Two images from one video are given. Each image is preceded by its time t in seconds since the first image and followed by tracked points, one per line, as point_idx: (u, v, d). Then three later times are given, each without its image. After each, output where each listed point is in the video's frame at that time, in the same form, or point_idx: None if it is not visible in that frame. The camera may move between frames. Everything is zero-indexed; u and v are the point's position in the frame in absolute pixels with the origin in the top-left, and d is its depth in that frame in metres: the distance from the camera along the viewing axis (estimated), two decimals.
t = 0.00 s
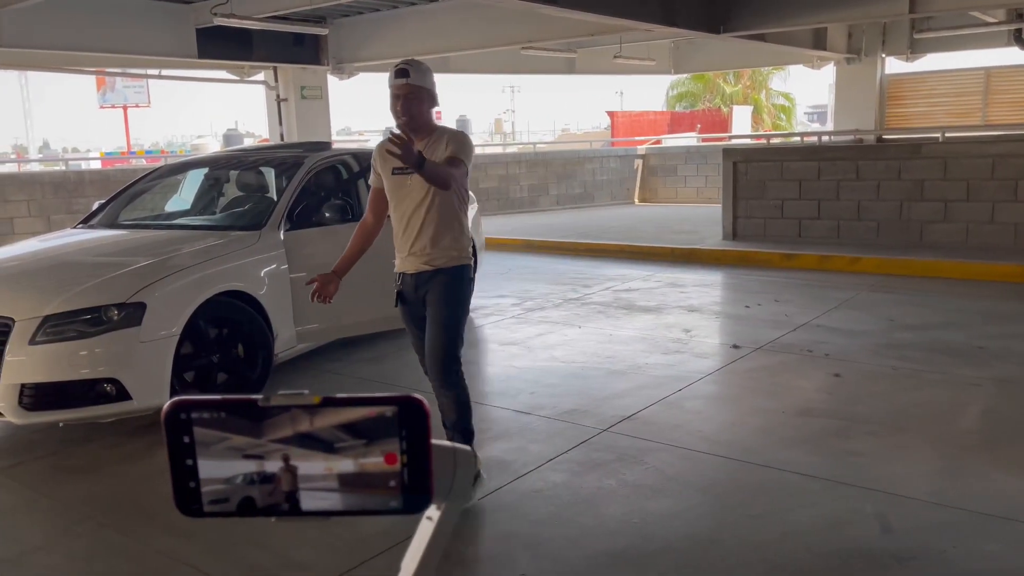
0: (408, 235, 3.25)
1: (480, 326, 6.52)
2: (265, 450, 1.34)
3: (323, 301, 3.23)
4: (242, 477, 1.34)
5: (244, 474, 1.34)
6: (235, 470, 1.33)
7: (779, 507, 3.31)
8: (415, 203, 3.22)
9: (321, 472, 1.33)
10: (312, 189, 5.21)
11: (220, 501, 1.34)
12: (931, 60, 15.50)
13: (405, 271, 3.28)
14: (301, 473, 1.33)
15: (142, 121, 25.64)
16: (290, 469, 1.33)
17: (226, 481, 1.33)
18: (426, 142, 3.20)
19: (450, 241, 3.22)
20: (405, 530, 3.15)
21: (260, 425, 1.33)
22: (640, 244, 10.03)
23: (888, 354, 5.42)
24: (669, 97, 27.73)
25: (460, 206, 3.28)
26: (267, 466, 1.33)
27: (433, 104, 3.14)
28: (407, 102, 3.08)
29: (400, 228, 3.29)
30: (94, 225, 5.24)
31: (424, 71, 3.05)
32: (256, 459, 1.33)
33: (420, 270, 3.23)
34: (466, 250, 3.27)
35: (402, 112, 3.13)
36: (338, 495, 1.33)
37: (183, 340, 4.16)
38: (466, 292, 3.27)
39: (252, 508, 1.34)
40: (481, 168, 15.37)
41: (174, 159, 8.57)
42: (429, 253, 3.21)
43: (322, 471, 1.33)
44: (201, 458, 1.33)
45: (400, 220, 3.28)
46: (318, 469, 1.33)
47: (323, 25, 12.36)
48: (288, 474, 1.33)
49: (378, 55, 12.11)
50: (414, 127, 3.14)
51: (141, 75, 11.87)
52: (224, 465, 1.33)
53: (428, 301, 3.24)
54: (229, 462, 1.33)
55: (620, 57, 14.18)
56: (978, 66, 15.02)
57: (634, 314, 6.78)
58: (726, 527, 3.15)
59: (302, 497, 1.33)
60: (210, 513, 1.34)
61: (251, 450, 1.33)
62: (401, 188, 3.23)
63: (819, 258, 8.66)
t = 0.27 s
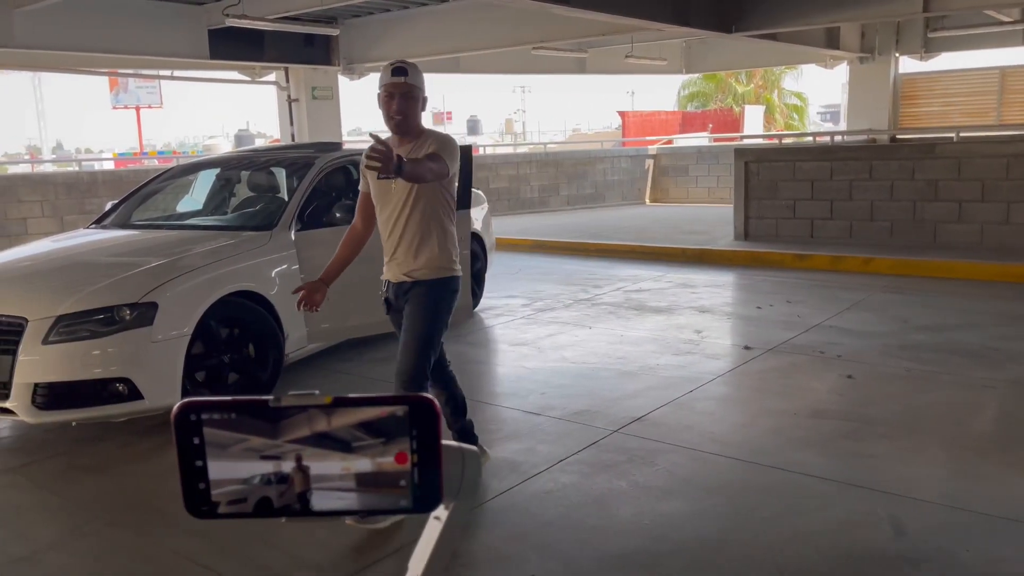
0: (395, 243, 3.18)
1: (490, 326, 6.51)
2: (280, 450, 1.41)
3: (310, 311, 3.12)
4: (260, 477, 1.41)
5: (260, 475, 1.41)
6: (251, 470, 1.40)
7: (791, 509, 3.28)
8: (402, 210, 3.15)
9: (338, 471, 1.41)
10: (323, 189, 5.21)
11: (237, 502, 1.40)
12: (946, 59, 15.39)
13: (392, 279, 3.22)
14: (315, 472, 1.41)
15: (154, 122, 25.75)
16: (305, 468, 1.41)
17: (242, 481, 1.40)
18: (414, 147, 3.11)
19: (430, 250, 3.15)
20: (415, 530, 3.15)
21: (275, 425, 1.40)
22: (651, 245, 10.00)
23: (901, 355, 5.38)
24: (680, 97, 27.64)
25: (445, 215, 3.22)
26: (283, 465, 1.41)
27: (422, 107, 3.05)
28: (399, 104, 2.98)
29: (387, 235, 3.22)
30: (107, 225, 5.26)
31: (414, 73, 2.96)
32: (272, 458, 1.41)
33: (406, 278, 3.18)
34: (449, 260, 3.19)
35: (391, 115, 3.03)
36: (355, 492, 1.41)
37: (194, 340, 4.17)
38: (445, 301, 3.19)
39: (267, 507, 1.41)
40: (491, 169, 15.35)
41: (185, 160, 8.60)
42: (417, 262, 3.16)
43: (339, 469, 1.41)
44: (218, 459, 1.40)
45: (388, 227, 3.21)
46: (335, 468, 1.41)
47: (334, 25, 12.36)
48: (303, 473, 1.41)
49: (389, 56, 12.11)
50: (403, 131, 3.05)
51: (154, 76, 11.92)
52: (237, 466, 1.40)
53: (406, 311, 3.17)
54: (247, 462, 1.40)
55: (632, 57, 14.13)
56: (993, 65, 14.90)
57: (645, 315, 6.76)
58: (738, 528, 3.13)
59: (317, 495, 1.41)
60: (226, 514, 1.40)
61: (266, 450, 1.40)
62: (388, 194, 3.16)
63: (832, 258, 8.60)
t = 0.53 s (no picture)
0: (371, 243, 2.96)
1: (506, 327, 6.51)
2: (301, 448, 1.41)
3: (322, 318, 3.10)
4: (283, 475, 1.42)
5: (283, 472, 1.42)
6: (274, 467, 1.41)
7: (809, 512, 3.25)
8: (379, 207, 2.94)
9: (359, 468, 1.42)
10: (341, 190, 5.22)
11: (259, 499, 1.42)
12: (968, 59, 15.25)
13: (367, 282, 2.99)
14: (336, 470, 1.41)
15: (174, 122, 25.96)
16: (327, 465, 1.41)
17: (264, 478, 1.41)
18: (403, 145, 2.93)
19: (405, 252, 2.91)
20: (431, 530, 3.15)
21: (296, 423, 1.40)
22: (668, 246, 9.96)
23: (921, 358, 5.32)
24: (699, 97, 27.53)
25: (428, 219, 2.98)
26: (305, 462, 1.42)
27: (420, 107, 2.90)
28: (400, 100, 2.87)
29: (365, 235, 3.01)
30: (127, 224, 5.31)
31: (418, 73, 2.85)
32: (294, 456, 1.41)
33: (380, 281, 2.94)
34: (426, 265, 2.94)
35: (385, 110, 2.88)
36: (376, 489, 1.43)
37: (213, 338, 4.20)
38: (423, 304, 2.94)
39: (290, 504, 1.43)
40: (508, 169, 15.36)
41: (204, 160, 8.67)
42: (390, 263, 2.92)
43: (361, 466, 1.42)
44: (239, 457, 1.40)
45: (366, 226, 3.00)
46: (356, 465, 1.41)
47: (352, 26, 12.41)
48: (325, 471, 1.41)
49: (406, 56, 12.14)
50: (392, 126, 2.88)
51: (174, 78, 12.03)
52: (257, 463, 1.41)
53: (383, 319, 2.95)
54: (269, 460, 1.41)
55: (650, 57, 14.09)
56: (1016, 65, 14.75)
57: (662, 316, 6.73)
58: (755, 531, 3.11)
59: (338, 492, 1.42)
60: (247, 511, 1.42)
61: (289, 448, 1.41)
62: (368, 190, 2.96)
63: (851, 260, 8.53)
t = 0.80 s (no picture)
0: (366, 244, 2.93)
1: (527, 328, 6.50)
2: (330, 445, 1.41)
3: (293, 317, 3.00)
4: (312, 472, 1.42)
5: (312, 469, 1.42)
6: (303, 464, 1.41)
7: (832, 517, 3.22)
8: (375, 208, 2.90)
9: (388, 466, 1.42)
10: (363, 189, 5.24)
11: (289, 495, 1.42)
12: (998, 59, 15.03)
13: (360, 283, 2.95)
14: (364, 468, 1.41)
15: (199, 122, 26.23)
16: (355, 463, 1.41)
17: (293, 475, 1.42)
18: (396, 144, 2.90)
19: (400, 254, 2.88)
20: (451, 529, 3.15)
21: (325, 420, 1.40)
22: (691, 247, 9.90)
23: (949, 362, 5.24)
24: (723, 97, 27.36)
25: (425, 221, 2.95)
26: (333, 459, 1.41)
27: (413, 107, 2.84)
28: (390, 102, 2.73)
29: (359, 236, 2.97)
30: (152, 223, 5.35)
31: (410, 76, 2.76)
32: (322, 454, 1.41)
33: (375, 284, 2.90)
34: (422, 267, 2.92)
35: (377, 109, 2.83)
36: (404, 487, 1.43)
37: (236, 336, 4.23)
38: (418, 307, 2.89)
39: (317, 501, 1.42)
40: (530, 169, 15.36)
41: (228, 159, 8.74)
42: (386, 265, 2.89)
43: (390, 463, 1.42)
44: (266, 454, 1.41)
45: (360, 227, 2.96)
46: (385, 463, 1.42)
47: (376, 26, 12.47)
48: (353, 468, 1.41)
49: (429, 56, 12.18)
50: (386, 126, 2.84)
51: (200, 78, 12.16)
52: (284, 460, 1.41)
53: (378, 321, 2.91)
54: (297, 458, 1.41)
55: (674, 58, 14.04)
56: None
57: (684, 318, 6.69)
58: (778, 534, 3.08)
59: (366, 490, 1.42)
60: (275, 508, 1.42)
61: (318, 445, 1.41)
62: (362, 191, 2.92)
63: (876, 262, 8.43)
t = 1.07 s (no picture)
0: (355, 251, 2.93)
1: (553, 328, 6.48)
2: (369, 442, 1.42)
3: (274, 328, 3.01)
4: (349, 468, 1.43)
5: (349, 465, 1.42)
6: (342, 460, 1.42)
7: (862, 523, 3.17)
8: (363, 215, 2.90)
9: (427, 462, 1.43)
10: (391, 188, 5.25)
11: (328, 491, 1.43)
12: None
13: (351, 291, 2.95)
14: (403, 464, 1.42)
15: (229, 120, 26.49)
16: (393, 459, 1.42)
17: (332, 471, 1.43)
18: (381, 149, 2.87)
19: (390, 260, 2.88)
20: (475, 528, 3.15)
21: (363, 417, 1.41)
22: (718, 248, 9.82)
23: (983, 368, 5.14)
24: (752, 97, 27.13)
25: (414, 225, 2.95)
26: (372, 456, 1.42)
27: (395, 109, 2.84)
28: (373, 105, 2.78)
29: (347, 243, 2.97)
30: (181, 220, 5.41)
31: (393, 75, 2.78)
32: (361, 450, 1.42)
33: (367, 292, 2.90)
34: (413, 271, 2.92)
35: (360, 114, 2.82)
36: (442, 483, 1.44)
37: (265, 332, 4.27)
38: (416, 309, 2.90)
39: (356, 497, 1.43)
40: (557, 169, 15.32)
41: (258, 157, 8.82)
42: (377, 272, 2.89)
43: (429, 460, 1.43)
44: (302, 450, 1.42)
45: (348, 234, 2.96)
46: (424, 459, 1.42)
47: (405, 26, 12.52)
48: (391, 465, 1.42)
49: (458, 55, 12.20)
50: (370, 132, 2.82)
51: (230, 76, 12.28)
52: (322, 457, 1.42)
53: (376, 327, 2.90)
54: (336, 454, 1.42)
55: (703, 57, 13.94)
56: None
57: (711, 320, 6.63)
58: (806, 540, 3.04)
59: (404, 487, 1.43)
60: (314, 504, 1.43)
61: (357, 442, 1.42)
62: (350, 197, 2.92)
63: (908, 266, 8.30)
